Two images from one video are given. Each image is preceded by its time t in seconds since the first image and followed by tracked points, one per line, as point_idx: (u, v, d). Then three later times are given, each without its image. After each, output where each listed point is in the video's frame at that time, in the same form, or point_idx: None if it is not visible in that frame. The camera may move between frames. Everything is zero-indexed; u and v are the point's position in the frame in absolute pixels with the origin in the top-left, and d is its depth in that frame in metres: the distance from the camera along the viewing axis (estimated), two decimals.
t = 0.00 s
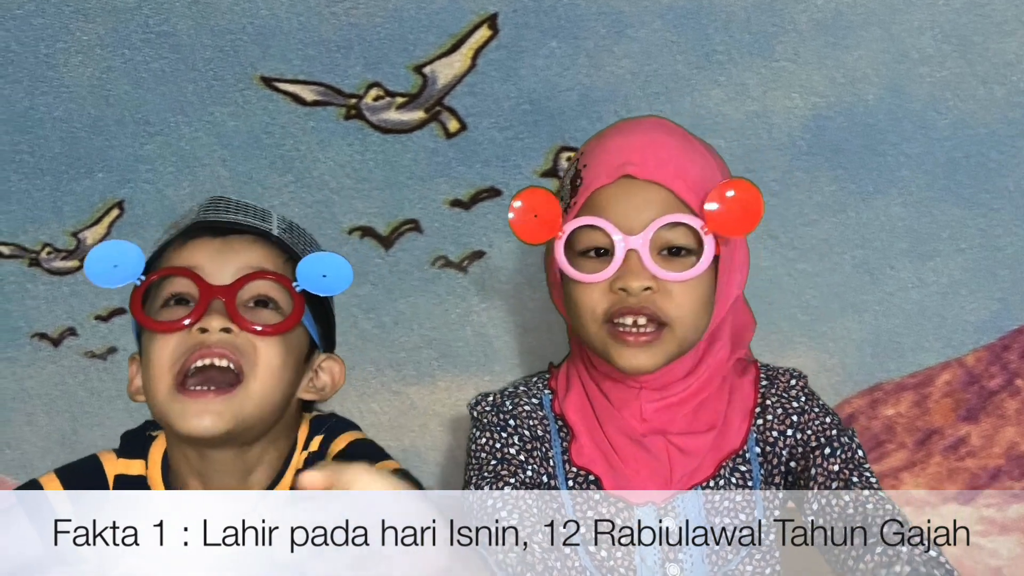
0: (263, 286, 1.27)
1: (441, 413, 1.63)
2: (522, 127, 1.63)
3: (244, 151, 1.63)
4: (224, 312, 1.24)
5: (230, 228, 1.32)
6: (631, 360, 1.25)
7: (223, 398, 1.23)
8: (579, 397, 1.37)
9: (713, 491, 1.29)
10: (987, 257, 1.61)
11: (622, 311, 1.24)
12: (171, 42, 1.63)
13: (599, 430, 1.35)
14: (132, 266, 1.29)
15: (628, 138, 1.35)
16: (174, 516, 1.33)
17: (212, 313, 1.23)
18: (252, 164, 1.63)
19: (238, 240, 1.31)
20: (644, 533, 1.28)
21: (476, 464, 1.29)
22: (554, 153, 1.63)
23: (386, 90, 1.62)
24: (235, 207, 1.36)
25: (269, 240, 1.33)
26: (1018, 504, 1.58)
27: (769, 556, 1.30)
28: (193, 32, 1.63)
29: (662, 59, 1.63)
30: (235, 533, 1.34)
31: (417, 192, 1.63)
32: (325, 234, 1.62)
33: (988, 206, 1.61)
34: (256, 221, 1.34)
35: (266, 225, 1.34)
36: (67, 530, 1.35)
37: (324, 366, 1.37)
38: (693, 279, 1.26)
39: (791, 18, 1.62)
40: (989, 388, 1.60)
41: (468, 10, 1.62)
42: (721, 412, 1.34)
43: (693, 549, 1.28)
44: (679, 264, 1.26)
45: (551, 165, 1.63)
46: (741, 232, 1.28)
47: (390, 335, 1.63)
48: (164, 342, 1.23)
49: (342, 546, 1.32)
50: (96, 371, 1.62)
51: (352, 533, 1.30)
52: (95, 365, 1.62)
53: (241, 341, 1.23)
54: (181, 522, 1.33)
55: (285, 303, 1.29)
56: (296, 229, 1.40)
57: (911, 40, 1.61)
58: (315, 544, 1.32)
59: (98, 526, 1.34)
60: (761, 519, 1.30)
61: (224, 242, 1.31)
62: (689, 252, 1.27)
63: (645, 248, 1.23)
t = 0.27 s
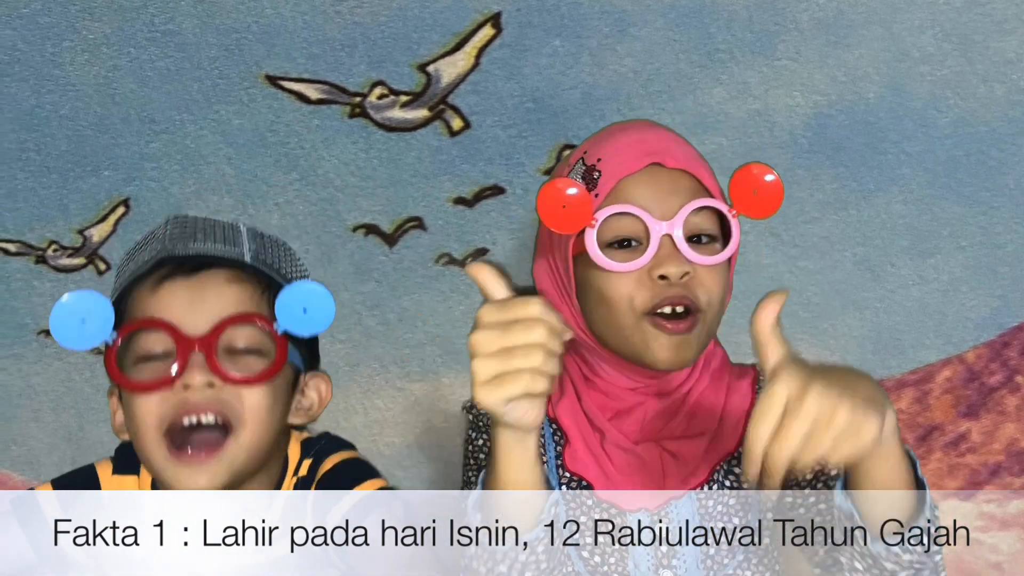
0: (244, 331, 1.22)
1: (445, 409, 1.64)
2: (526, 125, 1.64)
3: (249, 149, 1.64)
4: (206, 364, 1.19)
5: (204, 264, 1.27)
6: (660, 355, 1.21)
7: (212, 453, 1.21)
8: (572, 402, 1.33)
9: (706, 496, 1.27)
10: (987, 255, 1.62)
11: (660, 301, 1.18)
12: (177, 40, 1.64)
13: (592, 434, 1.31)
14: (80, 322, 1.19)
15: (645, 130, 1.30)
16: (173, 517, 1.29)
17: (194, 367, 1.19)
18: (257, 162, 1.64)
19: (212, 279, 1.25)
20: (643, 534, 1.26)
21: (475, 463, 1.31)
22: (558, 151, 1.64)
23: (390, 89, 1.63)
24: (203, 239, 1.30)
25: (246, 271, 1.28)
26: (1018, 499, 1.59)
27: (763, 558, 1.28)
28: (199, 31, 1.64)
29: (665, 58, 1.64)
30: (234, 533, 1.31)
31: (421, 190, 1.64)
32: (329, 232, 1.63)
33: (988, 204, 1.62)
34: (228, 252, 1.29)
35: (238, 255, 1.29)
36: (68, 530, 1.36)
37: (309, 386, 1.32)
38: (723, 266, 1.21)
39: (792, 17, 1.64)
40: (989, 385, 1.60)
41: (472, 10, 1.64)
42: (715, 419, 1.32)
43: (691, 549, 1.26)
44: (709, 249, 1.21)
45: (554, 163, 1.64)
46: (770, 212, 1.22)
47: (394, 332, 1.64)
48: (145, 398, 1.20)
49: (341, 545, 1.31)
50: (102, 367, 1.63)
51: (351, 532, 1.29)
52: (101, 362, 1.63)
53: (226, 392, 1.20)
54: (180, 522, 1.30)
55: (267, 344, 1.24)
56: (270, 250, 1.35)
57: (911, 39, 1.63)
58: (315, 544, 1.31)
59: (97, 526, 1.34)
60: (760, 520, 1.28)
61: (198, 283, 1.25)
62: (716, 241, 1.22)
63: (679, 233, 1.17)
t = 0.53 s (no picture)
0: (238, 401, 1.12)
1: (449, 405, 1.65)
2: (529, 123, 1.65)
3: (253, 147, 1.65)
4: (201, 438, 1.11)
5: (192, 316, 1.15)
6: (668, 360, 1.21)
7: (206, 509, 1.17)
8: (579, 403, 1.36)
9: (708, 504, 1.30)
10: (988, 252, 1.63)
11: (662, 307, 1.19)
12: (183, 39, 1.65)
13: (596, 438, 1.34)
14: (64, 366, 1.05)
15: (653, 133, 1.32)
16: (173, 517, 1.19)
17: (188, 441, 1.11)
18: (262, 160, 1.65)
19: (204, 338, 1.15)
20: (643, 533, 1.29)
21: (479, 459, 1.35)
22: (561, 149, 1.65)
23: (394, 87, 1.64)
24: (190, 280, 1.17)
25: (243, 325, 1.17)
26: (1018, 495, 1.60)
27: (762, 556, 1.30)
28: (204, 30, 1.65)
29: (667, 56, 1.65)
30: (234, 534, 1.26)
31: (425, 187, 1.65)
32: (334, 229, 1.64)
33: (988, 201, 1.63)
34: (222, 299, 1.16)
35: (232, 303, 1.17)
36: (68, 530, 1.34)
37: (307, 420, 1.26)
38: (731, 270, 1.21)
39: (794, 15, 1.65)
40: (989, 381, 1.61)
41: (476, 9, 1.65)
42: (722, 424, 1.34)
43: (690, 550, 1.30)
44: (716, 254, 1.22)
45: (557, 161, 1.65)
46: (777, 221, 1.22)
47: (399, 329, 1.65)
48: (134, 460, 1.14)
49: (341, 546, 1.30)
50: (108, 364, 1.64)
51: (351, 532, 1.30)
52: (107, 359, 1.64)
53: (222, 464, 1.13)
54: (180, 522, 1.20)
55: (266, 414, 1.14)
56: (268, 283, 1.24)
57: (912, 38, 1.64)
58: (315, 544, 1.30)
59: (97, 525, 1.32)
60: (761, 520, 1.30)
61: (187, 342, 1.14)
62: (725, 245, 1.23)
63: (686, 234, 1.18)
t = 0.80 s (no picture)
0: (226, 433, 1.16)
1: (453, 401, 1.66)
2: (532, 121, 1.66)
3: (259, 145, 1.66)
4: (187, 470, 1.15)
5: (182, 346, 1.17)
6: (634, 380, 1.29)
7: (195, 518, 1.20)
8: (579, 400, 1.40)
9: (708, 502, 1.33)
10: (988, 249, 1.64)
11: (633, 323, 1.28)
12: (188, 38, 1.66)
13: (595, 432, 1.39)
14: (41, 398, 1.14)
15: (669, 144, 1.37)
16: (173, 517, 1.20)
17: (174, 474, 1.15)
18: (267, 158, 1.66)
19: (193, 367, 1.17)
20: (643, 533, 1.32)
21: (479, 459, 1.33)
22: (564, 147, 1.66)
23: (398, 86, 1.65)
24: (181, 306, 1.19)
25: (232, 352, 1.20)
26: (1018, 491, 1.61)
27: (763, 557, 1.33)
28: (209, 28, 1.66)
29: (670, 55, 1.66)
30: (234, 533, 1.28)
31: (429, 185, 1.66)
32: (338, 226, 1.66)
33: (989, 199, 1.64)
34: (212, 329, 1.19)
35: (223, 333, 1.19)
36: (67, 530, 1.36)
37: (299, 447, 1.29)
38: (712, 300, 1.28)
39: (796, 14, 1.65)
40: (990, 377, 1.63)
41: (479, 7, 1.65)
42: (723, 424, 1.36)
43: (689, 549, 1.33)
44: (700, 285, 1.28)
45: (560, 159, 1.66)
46: (768, 268, 1.29)
47: (402, 325, 1.66)
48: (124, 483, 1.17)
49: (341, 546, 1.33)
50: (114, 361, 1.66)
51: (351, 532, 1.34)
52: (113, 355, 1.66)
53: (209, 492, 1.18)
54: (181, 523, 1.21)
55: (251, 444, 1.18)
56: (263, 306, 1.26)
57: (913, 36, 1.64)
58: (315, 544, 1.33)
59: (97, 525, 1.32)
60: (761, 522, 1.32)
61: (176, 371, 1.17)
62: (713, 277, 1.28)
63: (669, 264, 1.25)
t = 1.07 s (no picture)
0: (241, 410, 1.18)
1: (456, 397, 1.68)
2: (535, 119, 1.67)
3: (264, 143, 1.67)
4: (203, 450, 1.17)
5: (190, 328, 1.18)
6: (622, 377, 1.30)
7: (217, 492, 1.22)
8: (580, 399, 1.41)
9: (707, 502, 1.34)
10: (989, 247, 1.66)
11: (623, 320, 1.29)
12: (194, 36, 1.67)
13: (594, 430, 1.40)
14: (65, 385, 1.16)
15: (662, 143, 1.37)
16: (173, 518, 1.28)
17: (190, 453, 1.17)
18: (272, 155, 1.67)
19: (203, 349, 1.18)
20: (643, 534, 1.34)
21: (479, 458, 1.34)
22: (567, 145, 1.67)
23: (403, 84, 1.67)
24: (186, 291, 1.20)
25: (240, 334, 1.21)
26: (1018, 486, 1.62)
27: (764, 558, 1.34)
28: (214, 27, 1.67)
29: (672, 53, 1.67)
30: (234, 533, 1.31)
31: (433, 183, 1.67)
32: (343, 224, 1.67)
33: (989, 197, 1.65)
34: (217, 311, 1.20)
35: (229, 313, 1.21)
36: (68, 530, 1.40)
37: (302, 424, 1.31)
38: (700, 299, 1.29)
39: (797, 13, 1.66)
40: (990, 373, 1.64)
41: (483, 6, 1.66)
42: (722, 422, 1.37)
43: (689, 549, 1.34)
44: (689, 281, 1.29)
45: (563, 157, 1.68)
46: (753, 266, 1.31)
47: (407, 322, 1.67)
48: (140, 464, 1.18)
49: (341, 545, 1.39)
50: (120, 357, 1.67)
51: (351, 532, 1.39)
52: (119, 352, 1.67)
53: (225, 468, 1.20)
54: (180, 522, 1.29)
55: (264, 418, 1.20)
56: (265, 289, 1.28)
57: (913, 35, 1.65)
58: (315, 544, 1.38)
59: (97, 526, 1.37)
60: (761, 522, 1.33)
61: (187, 353, 1.18)
62: (702, 272, 1.30)
63: (657, 261, 1.26)
